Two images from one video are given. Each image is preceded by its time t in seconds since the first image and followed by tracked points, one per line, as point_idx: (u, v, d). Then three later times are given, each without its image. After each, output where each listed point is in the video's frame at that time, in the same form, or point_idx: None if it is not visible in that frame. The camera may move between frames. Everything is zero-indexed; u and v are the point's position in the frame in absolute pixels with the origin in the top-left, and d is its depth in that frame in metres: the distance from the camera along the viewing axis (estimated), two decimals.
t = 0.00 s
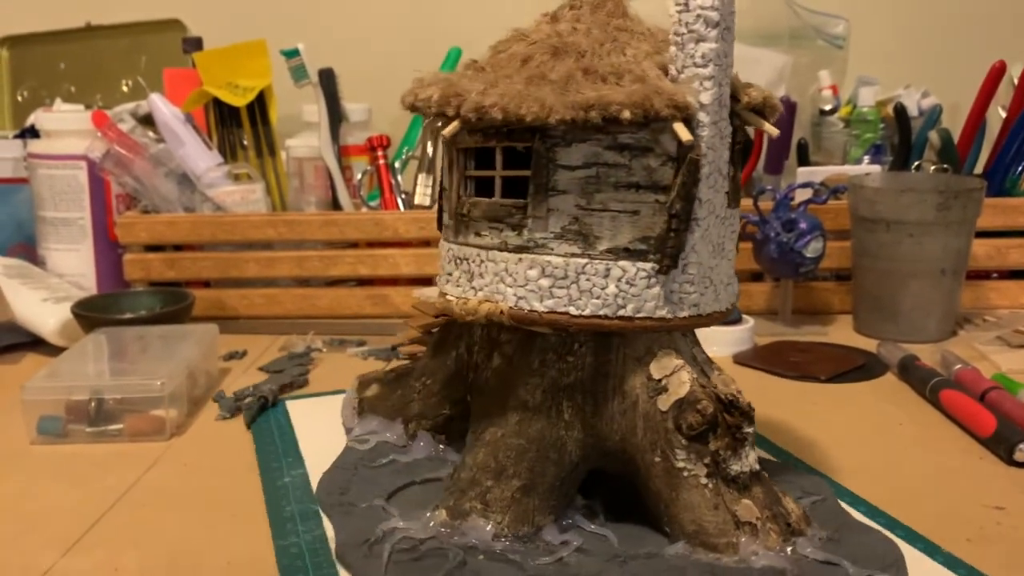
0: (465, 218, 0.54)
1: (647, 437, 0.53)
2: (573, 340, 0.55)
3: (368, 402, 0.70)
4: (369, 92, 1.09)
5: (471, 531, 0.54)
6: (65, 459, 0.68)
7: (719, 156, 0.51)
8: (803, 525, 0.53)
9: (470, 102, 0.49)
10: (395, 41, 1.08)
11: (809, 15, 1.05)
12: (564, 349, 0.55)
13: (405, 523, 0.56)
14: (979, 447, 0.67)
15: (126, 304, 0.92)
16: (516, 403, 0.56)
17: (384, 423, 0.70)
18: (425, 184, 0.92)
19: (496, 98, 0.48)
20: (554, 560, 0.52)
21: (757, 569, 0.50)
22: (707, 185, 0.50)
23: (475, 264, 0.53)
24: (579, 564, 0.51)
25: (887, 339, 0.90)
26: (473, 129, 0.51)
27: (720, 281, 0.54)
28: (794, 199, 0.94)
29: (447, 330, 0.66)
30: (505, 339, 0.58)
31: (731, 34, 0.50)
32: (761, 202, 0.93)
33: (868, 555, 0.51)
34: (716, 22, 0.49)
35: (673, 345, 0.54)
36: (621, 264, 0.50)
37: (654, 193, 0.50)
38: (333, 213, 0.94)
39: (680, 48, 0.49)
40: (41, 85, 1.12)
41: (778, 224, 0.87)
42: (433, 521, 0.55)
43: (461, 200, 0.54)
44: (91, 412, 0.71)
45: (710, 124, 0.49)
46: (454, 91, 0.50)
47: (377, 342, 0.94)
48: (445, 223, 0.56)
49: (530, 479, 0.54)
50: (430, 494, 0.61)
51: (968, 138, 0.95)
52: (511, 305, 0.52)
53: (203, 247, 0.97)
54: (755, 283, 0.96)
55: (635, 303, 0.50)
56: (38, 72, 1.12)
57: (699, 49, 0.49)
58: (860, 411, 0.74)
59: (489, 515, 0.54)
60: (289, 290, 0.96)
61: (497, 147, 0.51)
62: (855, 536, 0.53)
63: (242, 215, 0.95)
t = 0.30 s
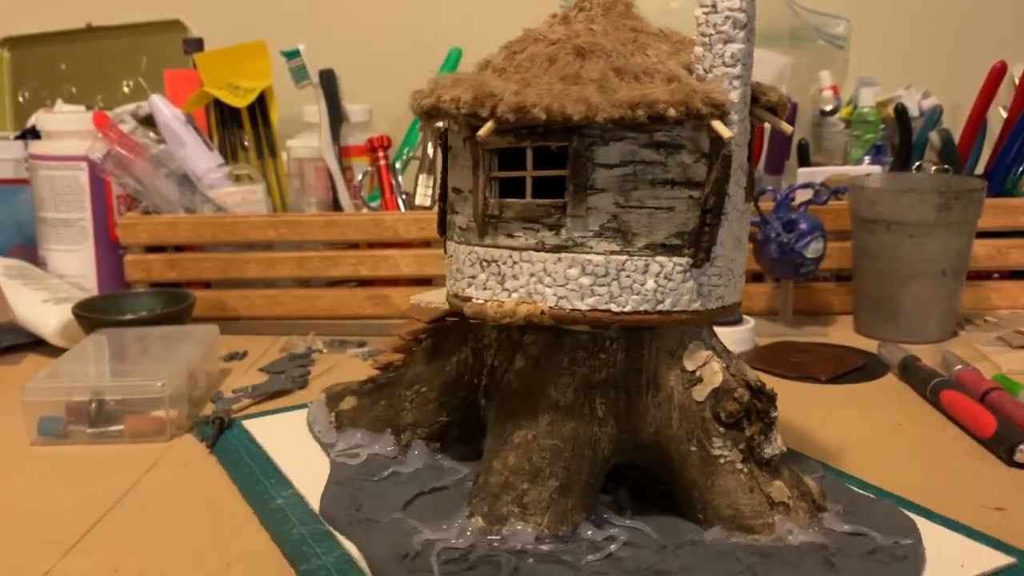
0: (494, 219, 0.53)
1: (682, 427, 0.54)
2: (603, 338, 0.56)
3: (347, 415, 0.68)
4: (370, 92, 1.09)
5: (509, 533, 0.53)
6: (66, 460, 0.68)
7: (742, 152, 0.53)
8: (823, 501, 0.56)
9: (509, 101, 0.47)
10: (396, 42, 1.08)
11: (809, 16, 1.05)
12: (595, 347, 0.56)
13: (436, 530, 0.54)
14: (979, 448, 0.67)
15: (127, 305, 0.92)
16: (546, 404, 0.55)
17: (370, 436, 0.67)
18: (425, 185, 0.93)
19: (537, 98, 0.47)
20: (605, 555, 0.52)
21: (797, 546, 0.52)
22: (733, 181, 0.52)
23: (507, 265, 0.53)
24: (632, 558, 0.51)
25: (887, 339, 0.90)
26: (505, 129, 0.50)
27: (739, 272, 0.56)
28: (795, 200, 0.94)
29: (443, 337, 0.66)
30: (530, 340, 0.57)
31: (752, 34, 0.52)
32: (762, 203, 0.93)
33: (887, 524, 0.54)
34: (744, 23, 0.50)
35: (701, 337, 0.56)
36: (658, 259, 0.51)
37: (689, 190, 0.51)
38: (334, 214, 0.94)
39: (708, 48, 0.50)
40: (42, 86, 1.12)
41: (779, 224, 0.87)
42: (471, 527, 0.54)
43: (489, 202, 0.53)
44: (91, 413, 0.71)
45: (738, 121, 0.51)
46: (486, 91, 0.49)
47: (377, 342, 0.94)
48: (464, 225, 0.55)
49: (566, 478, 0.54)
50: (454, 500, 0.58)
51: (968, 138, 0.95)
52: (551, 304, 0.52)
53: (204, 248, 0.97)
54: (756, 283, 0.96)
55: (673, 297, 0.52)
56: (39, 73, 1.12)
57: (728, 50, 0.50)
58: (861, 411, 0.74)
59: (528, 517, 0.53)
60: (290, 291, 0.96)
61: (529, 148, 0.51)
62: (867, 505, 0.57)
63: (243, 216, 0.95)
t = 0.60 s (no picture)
0: (524, 218, 0.52)
1: (706, 413, 0.56)
2: (627, 331, 0.56)
3: (331, 427, 0.66)
4: (370, 93, 1.09)
5: (549, 529, 0.53)
6: (66, 460, 0.68)
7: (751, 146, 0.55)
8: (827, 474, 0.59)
9: (545, 101, 0.47)
10: (396, 43, 1.08)
11: (809, 16, 1.05)
12: (618, 340, 0.56)
13: (473, 530, 0.54)
14: (978, 448, 0.67)
15: (128, 306, 0.92)
16: (573, 399, 0.55)
17: (362, 446, 0.65)
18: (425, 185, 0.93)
19: (572, 98, 0.47)
20: (645, 542, 0.53)
21: (816, 517, 0.55)
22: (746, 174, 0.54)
23: (538, 264, 0.52)
24: (674, 540, 0.53)
25: (887, 339, 0.90)
26: (536, 127, 0.49)
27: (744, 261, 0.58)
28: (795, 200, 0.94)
29: (443, 339, 0.65)
30: (553, 336, 0.57)
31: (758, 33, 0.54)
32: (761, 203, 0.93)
33: (883, 490, 0.58)
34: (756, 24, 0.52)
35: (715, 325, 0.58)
36: (684, 253, 0.52)
37: (710, 184, 0.52)
38: (334, 215, 0.94)
39: (722, 49, 0.52)
40: (42, 87, 1.13)
41: (779, 225, 0.87)
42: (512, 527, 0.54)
43: (516, 202, 0.52)
44: (92, 414, 0.71)
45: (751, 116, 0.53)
46: (518, 92, 0.48)
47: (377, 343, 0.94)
48: (484, 226, 0.54)
49: (597, 470, 0.55)
50: (476, 501, 0.58)
51: (968, 138, 0.95)
52: (586, 301, 0.52)
53: (204, 248, 0.97)
54: (755, 283, 0.96)
55: (698, 288, 0.53)
56: (39, 74, 1.12)
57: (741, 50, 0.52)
58: (861, 411, 0.74)
59: (564, 512, 0.54)
60: (290, 292, 0.96)
61: (557, 147, 0.51)
62: (861, 475, 0.60)
63: (244, 217, 0.95)
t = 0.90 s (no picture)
0: (545, 218, 0.51)
1: (715, 401, 0.58)
2: (641, 326, 0.56)
3: (316, 441, 0.63)
4: (369, 94, 1.09)
5: (584, 524, 0.53)
6: (64, 463, 0.68)
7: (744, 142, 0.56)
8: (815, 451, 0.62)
9: (573, 102, 0.47)
10: (395, 45, 1.08)
11: (808, 16, 1.06)
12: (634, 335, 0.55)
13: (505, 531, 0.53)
14: (977, 449, 0.67)
15: (127, 308, 0.92)
16: (592, 396, 0.55)
17: (354, 459, 0.62)
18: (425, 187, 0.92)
19: (600, 98, 0.47)
20: (674, 528, 0.54)
21: (818, 492, 0.58)
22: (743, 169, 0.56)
23: (562, 264, 0.52)
24: (705, 523, 0.54)
25: (886, 339, 0.90)
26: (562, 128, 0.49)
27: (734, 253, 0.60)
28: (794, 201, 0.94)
29: (440, 344, 0.63)
30: (569, 334, 0.56)
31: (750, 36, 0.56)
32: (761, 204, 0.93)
33: (864, 463, 0.62)
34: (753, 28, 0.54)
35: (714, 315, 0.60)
36: (697, 248, 0.53)
37: (717, 181, 0.53)
38: (333, 217, 0.95)
39: (721, 52, 0.54)
40: (42, 89, 1.13)
41: (778, 225, 0.87)
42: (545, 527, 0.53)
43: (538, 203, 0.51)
44: (91, 416, 0.71)
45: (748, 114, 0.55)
46: (544, 93, 0.47)
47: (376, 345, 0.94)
48: (498, 228, 0.53)
49: (621, 465, 0.55)
50: (488, 506, 0.57)
51: (966, 138, 0.95)
52: (612, 298, 0.51)
53: (204, 251, 0.97)
54: (755, 284, 0.96)
55: (708, 281, 0.54)
56: (39, 76, 1.13)
57: (740, 53, 0.54)
58: (860, 412, 0.74)
59: (593, 507, 0.54)
60: (290, 294, 0.96)
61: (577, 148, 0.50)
62: (841, 452, 0.64)
63: (243, 219, 0.95)
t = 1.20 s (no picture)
0: (547, 215, 0.51)
1: (711, 393, 0.58)
2: (640, 321, 0.55)
3: (306, 447, 0.62)
4: (366, 95, 1.09)
5: (588, 520, 0.52)
6: (57, 463, 0.68)
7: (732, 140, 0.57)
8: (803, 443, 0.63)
9: (579, 101, 0.46)
10: (392, 45, 1.08)
11: (804, 17, 1.06)
12: (633, 332, 0.55)
13: (506, 530, 0.52)
14: (971, 450, 0.67)
15: (123, 309, 0.92)
16: (593, 392, 0.54)
17: (347, 463, 0.61)
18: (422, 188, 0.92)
19: (605, 97, 0.47)
20: (678, 520, 0.53)
21: (809, 477, 0.59)
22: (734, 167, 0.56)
23: (566, 262, 0.51)
24: (707, 514, 0.54)
25: (882, 340, 0.90)
26: (569, 127, 0.48)
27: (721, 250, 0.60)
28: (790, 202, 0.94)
29: (434, 343, 0.62)
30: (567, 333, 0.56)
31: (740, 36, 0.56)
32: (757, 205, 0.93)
33: (848, 451, 0.63)
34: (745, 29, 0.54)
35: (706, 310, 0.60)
36: (695, 244, 0.53)
37: (712, 178, 0.53)
38: (329, 217, 0.94)
39: (714, 52, 0.54)
40: (40, 90, 1.13)
41: (773, 226, 0.87)
42: (552, 523, 0.52)
43: (540, 200, 0.51)
44: (84, 417, 0.71)
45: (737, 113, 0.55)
46: (550, 93, 0.47)
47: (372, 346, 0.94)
48: (500, 227, 0.52)
49: (624, 460, 0.54)
50: (488, 505, 0.56)
51: (962, 139, 0.95)
52: (617, 295, 0.51)
53: (200, 251, 0.97)
54: (751, 286, 0.96)
55: (705, 277, 0.54)
56: (36, 77, 1.13)
57: (734, 54, 0.54)
58: (856, 413, 0.74)
59: (599, 502, 0.53)
60: (286, 294, 0.96)
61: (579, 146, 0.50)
62: (826, 441, 0.65)
63: (239, 219, 0.95)
